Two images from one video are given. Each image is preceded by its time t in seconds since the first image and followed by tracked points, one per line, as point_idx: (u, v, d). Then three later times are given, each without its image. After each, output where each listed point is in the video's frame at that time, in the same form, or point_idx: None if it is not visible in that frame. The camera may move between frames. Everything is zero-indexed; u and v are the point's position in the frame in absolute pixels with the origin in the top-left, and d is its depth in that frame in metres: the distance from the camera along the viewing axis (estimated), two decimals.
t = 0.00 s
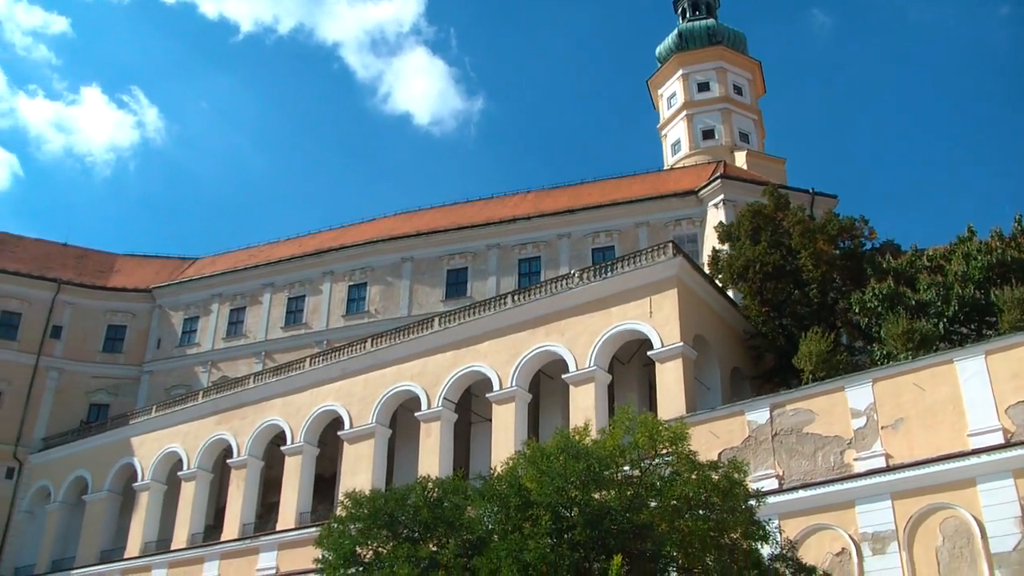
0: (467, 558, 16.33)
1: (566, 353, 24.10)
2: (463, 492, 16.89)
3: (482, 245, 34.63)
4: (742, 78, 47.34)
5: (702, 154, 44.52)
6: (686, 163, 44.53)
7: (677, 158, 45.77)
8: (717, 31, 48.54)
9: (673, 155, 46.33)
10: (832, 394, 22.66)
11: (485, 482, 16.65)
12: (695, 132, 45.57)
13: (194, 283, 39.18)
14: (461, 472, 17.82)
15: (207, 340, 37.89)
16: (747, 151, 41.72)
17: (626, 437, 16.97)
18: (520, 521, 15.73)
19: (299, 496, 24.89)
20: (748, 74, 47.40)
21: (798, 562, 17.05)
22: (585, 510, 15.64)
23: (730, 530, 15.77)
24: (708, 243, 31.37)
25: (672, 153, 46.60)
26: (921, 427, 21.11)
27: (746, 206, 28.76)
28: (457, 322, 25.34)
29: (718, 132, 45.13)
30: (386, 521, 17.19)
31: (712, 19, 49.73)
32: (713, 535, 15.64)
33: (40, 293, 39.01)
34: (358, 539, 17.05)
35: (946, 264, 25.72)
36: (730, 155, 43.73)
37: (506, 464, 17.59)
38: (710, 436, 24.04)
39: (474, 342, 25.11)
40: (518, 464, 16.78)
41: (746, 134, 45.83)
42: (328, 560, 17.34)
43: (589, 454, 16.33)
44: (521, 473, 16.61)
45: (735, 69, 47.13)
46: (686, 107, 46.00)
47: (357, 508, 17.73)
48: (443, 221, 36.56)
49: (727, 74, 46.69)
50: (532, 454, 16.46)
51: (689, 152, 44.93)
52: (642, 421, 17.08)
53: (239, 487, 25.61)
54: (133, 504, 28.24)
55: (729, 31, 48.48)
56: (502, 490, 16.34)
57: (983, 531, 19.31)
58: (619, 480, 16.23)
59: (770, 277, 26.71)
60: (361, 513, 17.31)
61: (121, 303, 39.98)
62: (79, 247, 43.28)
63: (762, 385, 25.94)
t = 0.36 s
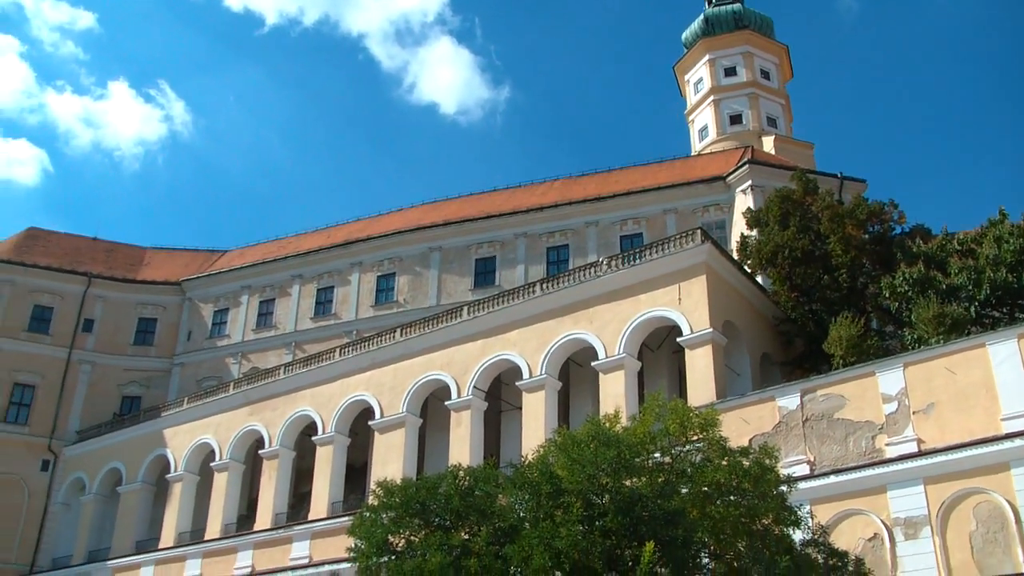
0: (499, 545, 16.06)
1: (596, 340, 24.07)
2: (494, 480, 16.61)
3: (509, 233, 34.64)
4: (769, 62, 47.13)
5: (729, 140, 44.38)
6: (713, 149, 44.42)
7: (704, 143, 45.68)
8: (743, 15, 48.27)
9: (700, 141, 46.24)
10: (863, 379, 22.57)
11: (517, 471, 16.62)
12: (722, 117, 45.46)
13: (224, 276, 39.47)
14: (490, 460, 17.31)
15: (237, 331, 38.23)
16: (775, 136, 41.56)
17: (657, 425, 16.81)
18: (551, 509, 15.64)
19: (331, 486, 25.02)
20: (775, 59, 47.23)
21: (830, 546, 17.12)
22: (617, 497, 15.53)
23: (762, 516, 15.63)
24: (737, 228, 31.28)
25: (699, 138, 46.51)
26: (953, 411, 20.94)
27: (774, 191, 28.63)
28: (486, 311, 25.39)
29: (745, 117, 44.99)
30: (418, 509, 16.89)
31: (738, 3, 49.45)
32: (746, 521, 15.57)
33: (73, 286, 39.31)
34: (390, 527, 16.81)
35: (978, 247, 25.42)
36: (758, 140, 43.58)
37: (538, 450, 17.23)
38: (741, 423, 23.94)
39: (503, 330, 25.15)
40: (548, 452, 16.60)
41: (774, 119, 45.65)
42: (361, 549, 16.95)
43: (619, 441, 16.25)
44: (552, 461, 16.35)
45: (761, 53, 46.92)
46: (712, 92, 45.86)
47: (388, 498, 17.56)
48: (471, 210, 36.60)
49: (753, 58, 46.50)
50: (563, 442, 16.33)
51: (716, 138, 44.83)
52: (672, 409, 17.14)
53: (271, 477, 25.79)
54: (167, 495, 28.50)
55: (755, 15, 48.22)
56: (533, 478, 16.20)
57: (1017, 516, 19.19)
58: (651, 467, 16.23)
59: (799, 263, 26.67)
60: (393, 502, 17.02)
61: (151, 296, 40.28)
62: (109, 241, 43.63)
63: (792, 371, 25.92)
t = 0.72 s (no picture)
0: (530, 527, 15.31)
1: (624, 321, 24.03)
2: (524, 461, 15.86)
3: (535, 215, 34.67)
4: (793, 40, 46.94)
5: (754, 119, 44.32)
6: (738, 128, 44.37)
7: (729, 122, 45.65)
8: None
9: (725, 120, 46.21)
10: (891, 356, 22.25)
11: (546, 451, 15.81)
12: (747, 96, 45.42)
13: (252, 262, 39.68)
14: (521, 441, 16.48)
15: (265, 317, 38.49)
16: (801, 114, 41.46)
17: (686, 405, 16.11)
18: (581, 491, 14.92)
19: (361, 470, 25.09)
20: (799, 36, 47.03)
21: (861, 525, 16.21)
22: (646, 478, 14.79)
23: (792, 495, 14.92)
24: (763, 207, 31.22)
25: (724, 118, 46.47)
26: (984, 388, 20.64)
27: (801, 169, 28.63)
28: (514, 293, 25.43)
29: (770, 96, 44.93)
30: (448, 494, 16.05)
31: None
32: (775, 501, 14.79)
33: (101, 275, 39.68)
34: (421, 510, 16.06)
35: (1008, 223, 25.10)
36: (783, 119, 43.48)
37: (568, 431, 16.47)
38: (769, 402, 23.72)
39: (531, 313, 25.18)
40: (578, 434, 15.81)
41: (799, 97, 45.55)
42: (389, 532, 16.20)
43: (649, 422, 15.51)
44: (580, 442, 15.56)
45: (785, 31, 46.72)
46: (737, 71, 45.86)
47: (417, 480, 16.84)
48: (496, 193, 36.66)
49: (778, 36, 46.33)
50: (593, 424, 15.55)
51: (741, 117, 44.81)
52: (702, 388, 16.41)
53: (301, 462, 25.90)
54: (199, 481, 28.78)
55: None
56: (562, 459, 15.40)
57: None
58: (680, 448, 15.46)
59: (827, 241, 26.70)
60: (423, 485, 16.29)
61: (179, 283, 40.53)
62: (136, 229, 43.92)
63: (821, 350, 25.90)
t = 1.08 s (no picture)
0: (551, 512, 15.19)
1: (645, 306, 23.98)
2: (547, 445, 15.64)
3: (555, 200, 34.66)
4: (813, 21, 46.72)
5: (774, 101, 44.19)
6: (758, 111, 44.26)
7: (749, 105, 45.54)
8: None
9: (745, 103, 46.10)
10: (914, 339, 22.10)
11: (568, 435, 15.65)
12: (767, 78, 45.32)
13: (273, 249, 39.83)
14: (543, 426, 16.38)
15: (287, 304, 38.64)
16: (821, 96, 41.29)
17: (707, 388, 15.97)
18: (602, 475, 14.77)
19: (384, 455, 25.17)
20: (819, 18, 46.80)
21: (884, 508, 16.13)
22: (669, 462, 14.53)
23: (815, 479, 14.77)
24: (784, 190, 31.14)
25: (743, 101, 46.35)
26: (1008, 370, 20.43)
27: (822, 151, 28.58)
28: (535, 278, 25.44)
29: (790, 78, 44.81)
30: (470, 477, 15.96)
31: None
32: (798, 485, 14.67)
33: (123, 264, 39.89)
34: (443, 496, 15.94)
35: None
36: (804, 102, 43.32)
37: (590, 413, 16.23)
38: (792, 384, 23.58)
39: (552, 298, 25.18)
40: (600, 418, 15.64)
41: (819, 79, 45.39)
42: (413, 517, 16.17)
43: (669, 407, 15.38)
44: (603, 427, 15.39)
45: (805, 12, 46.50)
46: (756, 53, 45.76)
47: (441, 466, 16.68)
48: (516, 178, 36.67)
49: (797, 18, 46.12)
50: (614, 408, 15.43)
51: (761, 100, 44.73)
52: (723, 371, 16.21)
53: (324, 449, 26.01)
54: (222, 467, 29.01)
55: None
56: (583, 445, 15.30)
57: None
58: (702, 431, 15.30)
59: (848, 223, 26.72)
60: (446, 472, 16.12)
61: (202, 271, 40.74)
62: (157, 218, 44.12)
63: (843, 333, 25.85)
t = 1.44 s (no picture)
0: (576, 499, 15.14)
1: (668, 292, 23.94)
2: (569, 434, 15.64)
3: (577, 187, 34.63)
4: (833, 5, 46.49)
5: (796, 85, 43.99)
6: (779, 95, 44.08)
7: (770, 90, 45.36)
8: None
9: (766, 88, 45.92)
10: (938, 324, 21.94)
11: (591, 423, 15.58)
12: (787, 63, 45.12)
13: (294, 240, 39.98)
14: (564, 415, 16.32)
15: (309, 294, 38.78)
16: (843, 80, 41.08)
17: (730, 374, 15.86)
18: (626, 462, 14.73)
19: (408, 444, 25.25)
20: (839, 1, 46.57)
21: (909, 492, 15.89)
22: (693, 449, 14.48)
23: (839, 465, 14.60)
24: (806, 175, 31.01)
25: (764, 86, 46.17)
26: None
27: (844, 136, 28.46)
28: (557, 266, 25.45)
29: (811, 63, 44.59)
30: (494, 465, 15.94)
31: None
32: (822, 471, 14.49)
33: (145, 256, 40.14)
34: (467, 484, 15.93)
35: None
36: (825, 86, 43.10)
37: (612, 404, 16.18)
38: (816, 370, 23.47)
39: (574, 285, 25.17)
40: (624, 405, 15.60)
41: (840, 63, 45.16)
42: (440, 505, 16.15)
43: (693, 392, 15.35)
44: (626, 414, 15.33)
45: None
46: (777, 38, 45.56)
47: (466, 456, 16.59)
48: (538, 165, 36.67)
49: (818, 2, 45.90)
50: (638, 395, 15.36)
51: (782, 85, 44.54)
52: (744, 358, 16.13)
53: (347, 438, 26.11)
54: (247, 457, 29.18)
55: None
56: (608, 432, 15.27)
57: None
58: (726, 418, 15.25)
59: (871, 208, 26.61)
60: (471, 458, 16.02)
61: (224, 263, 40.89)
62: (179, 210, 44.34)
63: (866, 318, 25.72)
